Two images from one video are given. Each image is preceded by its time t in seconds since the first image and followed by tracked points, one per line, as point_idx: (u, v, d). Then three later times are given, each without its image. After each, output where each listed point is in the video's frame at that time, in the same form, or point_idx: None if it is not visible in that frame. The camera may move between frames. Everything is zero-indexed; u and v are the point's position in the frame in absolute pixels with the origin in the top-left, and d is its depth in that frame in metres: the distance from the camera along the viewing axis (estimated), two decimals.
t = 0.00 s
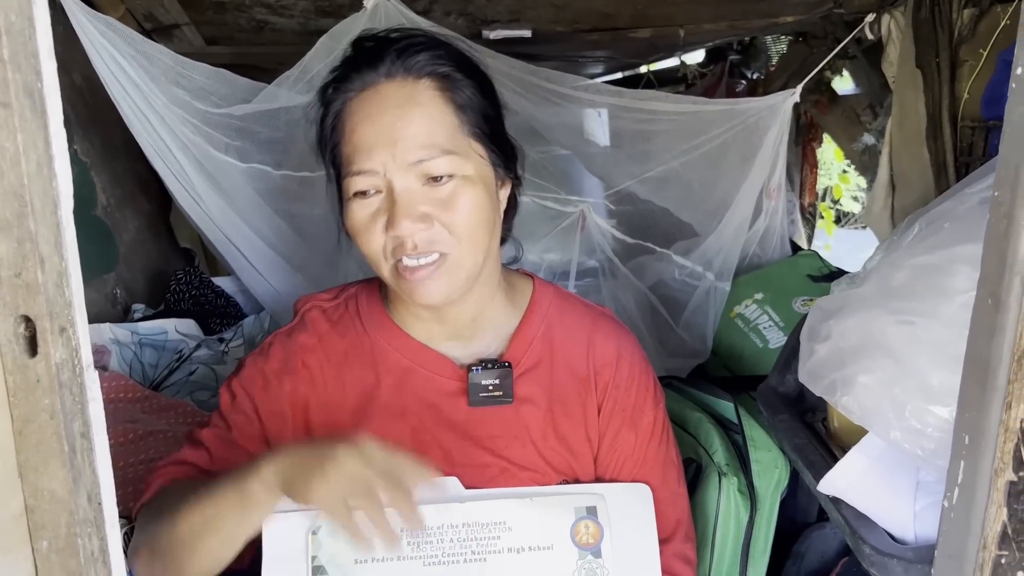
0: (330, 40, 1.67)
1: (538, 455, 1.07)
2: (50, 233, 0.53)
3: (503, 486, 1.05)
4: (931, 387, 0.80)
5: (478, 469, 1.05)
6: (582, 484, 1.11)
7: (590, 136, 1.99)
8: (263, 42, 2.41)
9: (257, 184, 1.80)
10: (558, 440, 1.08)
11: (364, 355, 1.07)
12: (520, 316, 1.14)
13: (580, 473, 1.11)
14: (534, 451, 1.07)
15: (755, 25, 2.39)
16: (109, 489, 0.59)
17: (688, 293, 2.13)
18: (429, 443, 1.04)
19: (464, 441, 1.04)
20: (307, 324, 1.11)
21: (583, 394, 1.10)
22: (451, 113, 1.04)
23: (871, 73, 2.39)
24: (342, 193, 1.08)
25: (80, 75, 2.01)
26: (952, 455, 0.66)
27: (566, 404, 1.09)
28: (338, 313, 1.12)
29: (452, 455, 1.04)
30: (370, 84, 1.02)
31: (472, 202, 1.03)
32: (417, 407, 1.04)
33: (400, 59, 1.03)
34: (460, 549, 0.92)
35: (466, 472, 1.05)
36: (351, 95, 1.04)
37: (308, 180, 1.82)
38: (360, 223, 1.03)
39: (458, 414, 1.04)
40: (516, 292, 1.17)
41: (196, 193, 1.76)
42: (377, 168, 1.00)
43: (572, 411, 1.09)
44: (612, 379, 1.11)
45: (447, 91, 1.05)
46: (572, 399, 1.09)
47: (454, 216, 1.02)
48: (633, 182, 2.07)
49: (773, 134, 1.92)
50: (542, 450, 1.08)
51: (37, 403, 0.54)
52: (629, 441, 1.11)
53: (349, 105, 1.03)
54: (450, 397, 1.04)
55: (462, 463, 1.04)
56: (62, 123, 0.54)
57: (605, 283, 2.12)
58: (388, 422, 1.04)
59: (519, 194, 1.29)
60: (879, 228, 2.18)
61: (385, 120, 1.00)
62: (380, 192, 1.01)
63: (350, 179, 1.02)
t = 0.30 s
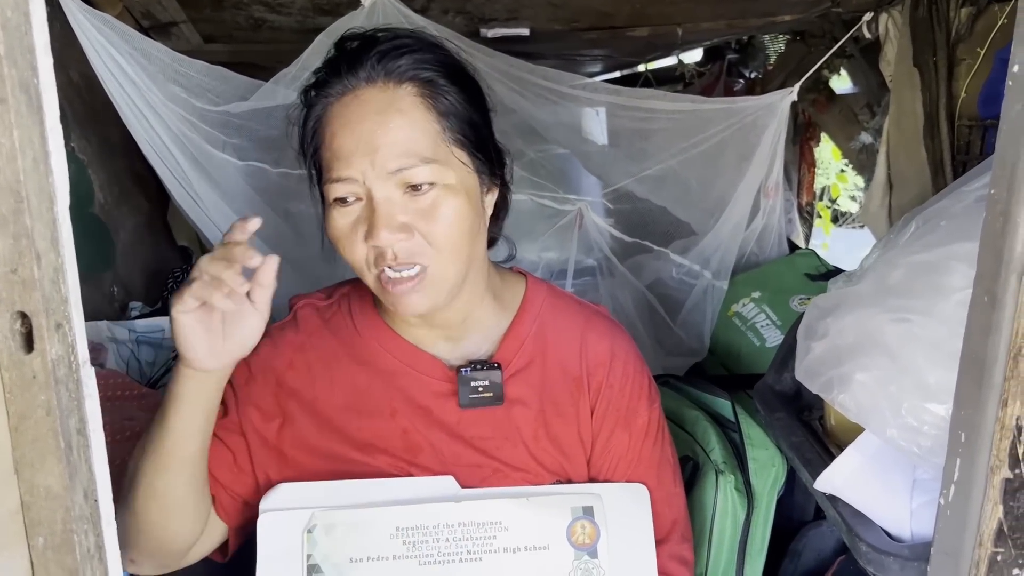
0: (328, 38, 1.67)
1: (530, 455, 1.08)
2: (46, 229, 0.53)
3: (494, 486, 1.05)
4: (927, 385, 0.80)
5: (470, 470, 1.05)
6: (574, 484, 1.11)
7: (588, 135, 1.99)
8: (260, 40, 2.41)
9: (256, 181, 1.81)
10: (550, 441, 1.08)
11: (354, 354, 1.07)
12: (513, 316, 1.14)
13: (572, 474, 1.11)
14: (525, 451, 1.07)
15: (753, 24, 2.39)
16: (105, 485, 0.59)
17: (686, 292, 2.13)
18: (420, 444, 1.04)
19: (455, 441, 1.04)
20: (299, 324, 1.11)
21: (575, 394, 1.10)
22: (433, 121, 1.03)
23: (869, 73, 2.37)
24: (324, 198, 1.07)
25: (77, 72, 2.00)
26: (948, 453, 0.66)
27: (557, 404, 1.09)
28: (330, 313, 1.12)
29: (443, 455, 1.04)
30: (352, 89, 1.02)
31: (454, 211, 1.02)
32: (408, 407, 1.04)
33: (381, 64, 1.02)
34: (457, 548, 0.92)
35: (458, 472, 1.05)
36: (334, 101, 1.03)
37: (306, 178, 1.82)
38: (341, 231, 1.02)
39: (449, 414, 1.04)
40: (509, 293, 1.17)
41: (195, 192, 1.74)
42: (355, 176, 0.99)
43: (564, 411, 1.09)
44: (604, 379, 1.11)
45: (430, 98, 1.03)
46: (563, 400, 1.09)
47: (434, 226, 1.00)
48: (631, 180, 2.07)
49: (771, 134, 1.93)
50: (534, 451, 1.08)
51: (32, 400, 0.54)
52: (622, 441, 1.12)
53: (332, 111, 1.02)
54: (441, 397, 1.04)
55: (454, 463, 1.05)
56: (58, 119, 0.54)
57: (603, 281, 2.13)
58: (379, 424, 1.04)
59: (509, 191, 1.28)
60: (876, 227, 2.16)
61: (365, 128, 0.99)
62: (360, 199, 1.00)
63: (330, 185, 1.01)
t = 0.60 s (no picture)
0: (327, 37, 1.67)
1: (525, 454, 1.08)
2: (46, 230, 0.53)
3: (490, 486, 1.05)
4: (925, 385, 0.81)
5: (466, 470, 1.05)
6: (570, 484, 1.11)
7: (584, 132, 1.98)
8: (259, 40, 2.40)
9: (255, 181, 1.80)
10: (546, 440, 1.09)
11: (349, 353, 1.07)
12: (509, 315, 1.14)
13: (568, 474, 1.11)
14: (521, 451, 1.07)
15: (752, 24, 2.40)
16: (105, 485, 0.59)
17: (684, 292, 2.13)
18: (415, 444, 1.04)
19: (450, 441, 1.04)
20: (293, 324, 1.11)
21: (571, 394, 1.10)
22: (442, 115, 1.03)
23: (867, 73, 2.39)
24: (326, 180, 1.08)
25: (75, 72, 2.00)
26: (946, 454, 0.66)
27: (553, 403, 1.09)
28: (326, 312, 1.12)
29: (438, 456, 1.04)
30: (364, 76, 1.02)
31: (452, 204, 1.03)
32: (402, 407, 1.04)
33: (397, 55, 1.03)
34: (455, 549, 0.92)
35: (454, 472, 1.05)
36: (346, 87, 1.03)
37: (304, 177, 1.81)
38: (339, 214, 1.04)
39: (444, 414, 1.04)
40: (506, 293, 1.17)
41: (191, 189, 1.75)
42: (358, 161, 1.00)
43: (559, 410, 1.09)
44: (600, 379, 1.11)
45: (442, 91, 1.04)
46: (559, 399, 1.09)
47: (432, 217, 1.01)
48: (629, 180, 2.07)
49: (770, 134, 1.93)
50: (530, 451, 1.08)
51: (32, 401, 0.54)
52: (618, 441, 1.11)
53: (342, 96, 1.03)
54: (436, 397, 1.04)
55: (449, 463, 1.05)
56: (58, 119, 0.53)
57: (602, 281, 2.10)
58: (374, 423, 1.04)
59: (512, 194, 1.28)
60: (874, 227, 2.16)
61: (375, 115, 0.99)
62: (360, 184, 1.01)
63: (333, 169, 1.02)
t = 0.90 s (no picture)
0: (325, 35, 1.67)
1: (529, 456, 1.08)
2: (44, 227, 0.53)
3: (494, 487, 1.05)
4: (923, 383, 0.81)
5: (470, 471, 1.05)
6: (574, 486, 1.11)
7: (584, 132, 1.99)
8: (257, 38, 2.40)
9: (253, 180, 1.79)
10: (550, 442, 1.08)
11: (355, 354, 1.07)
12: (515, 317, 1.14)
13: (572, 475, 1.11)
14: (525, 452, 1.07)
15: (750, 24, 2.40)
16: (103, 482, 0.59)
17: (683, 291, 2.13)
18: (419, 444, 1.04)
19: (454, 441, 1.04)
20: (297, 321, 1.11)
21: (577, 396, 1.10)
22: (457, 105, 1.06)
23: (866, 73, 2.41)
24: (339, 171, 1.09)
25: (74, 70, 2.00)
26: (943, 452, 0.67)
27: (559, 405, 1.09)
28: (331, 311, 1.12)
29: (442, 456, 1.04)
30: (382, 66, 1.05)
31: (464, 193, 1.03)
32: (407, 407, 1.04)
33: (414, 48, 1.06)
34: (457, 547, 0.92)
35: (458, 473, 1.05)
36: (363, 77, 1.06)
37: (303, 176, 1.81)
38: (351, 202, 1.04)
39: (449, 414, 1.04)
40: (512, 295, 1.17)
41: (191, 189, 1.75)
42: (373, 147, 1.01)
43: (564, 412, 1.09)
44: (606, 382, 1.12)
45: (459, 83, 1.07)
46: (565, 401, 1.09)
47: (443, 206, 1.01)
48: (627, 180, 2.08)
49: (768, 133, 1.94)
50: (534, 452, 1.08)
51: (31, 398, 0.54)
52: (623, 444, 1.12)
53: (360, 85, 1.05)
54: (441, 397, 1.04)
55: (453, 463, 1.04)
56: (58, 116, 0.53)
57: (600, 281, 2.11)
58: (378, 424, 1.04)
59: (523, 199, 1.29)
60: (873, 226, 2.14)
61: (391, 102, 1.02)
62: (374, 172, 1.03)
63: (347, 156, 1.03)
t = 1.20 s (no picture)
0: (322, 35, 1.68)
1: (530, 457, 1.07)
2: (37, 229, 0.53)
3: (493, 488, 1.05)
4: (918, 385, 0.81)
5: (469, 471, 1.04)
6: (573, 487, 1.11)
7: (581, 132, 2.00)
8: (254, 38, 2.40)
9: (249, 180, 1.79)
10: (551, 443, 1.08)
11: (358, 352, 1.07)
12: (517, 318, 1.14)
13: (572, 477, 1.11)
14: (525, 453, 1.07)
15: (747, 24, 2.40)
16: (97, 484, 0.59)
17: (680, 292, 2.12)
18: (420, 444, 1.04)
19: (455, 441, 1.04)
20: (300, 319, 1.11)
21: (578, 397, 1.10)
22: (468, 104, 1.06)
23: (862, 75, 2.43)
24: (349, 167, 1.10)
25: (70, 70, 2.00)
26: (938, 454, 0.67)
27: (560, 406, 1.09)
28: (333, 309, 1.12)
29: (443, 456, 1.04)
30: (395, 63, 1.06)
31: (471, 191, 1.03)
32: (409, 406, 1.04)
33: (427, 45, 1.06)
34: (454, 547, 0.92)
35: (457, 473, 1.04)
36: (376, 74, 1.07)
37: (300, 176, 1.81)
38: (359, 197, 1.04)
39: (451, 414, 1.04)
40: (514, 296, 1.17)
41: (187, 189, 1.75)
42: (383, 142, 1.01)
43: (566, 413, 1.09)
44: (608, 384, 1.12)
45: (472, 82, 1.07)
46: (566, 403, 1.09)
47: (449, 203, 1.01)
48: (624, 180, 2.08)
49: (765, 134, 1.94)
50: (534, 453, 1.08)
51: (24, 400, 0.54)
52: (624, 446, 1.11)
53: (372, 82, 1.06)
54: (443, 396, 1.04)
55: (453, 463, 1.04)
56: (49, 117, 0.53)
57: (597, 281, 2.10)
58: (379, 424, 1.04)
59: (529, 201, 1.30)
60: (869, 226, 2.17)
61: (401, 99, 1.02)
62: (382, 167, 1.03)
63: (356, 151, 1.03)
